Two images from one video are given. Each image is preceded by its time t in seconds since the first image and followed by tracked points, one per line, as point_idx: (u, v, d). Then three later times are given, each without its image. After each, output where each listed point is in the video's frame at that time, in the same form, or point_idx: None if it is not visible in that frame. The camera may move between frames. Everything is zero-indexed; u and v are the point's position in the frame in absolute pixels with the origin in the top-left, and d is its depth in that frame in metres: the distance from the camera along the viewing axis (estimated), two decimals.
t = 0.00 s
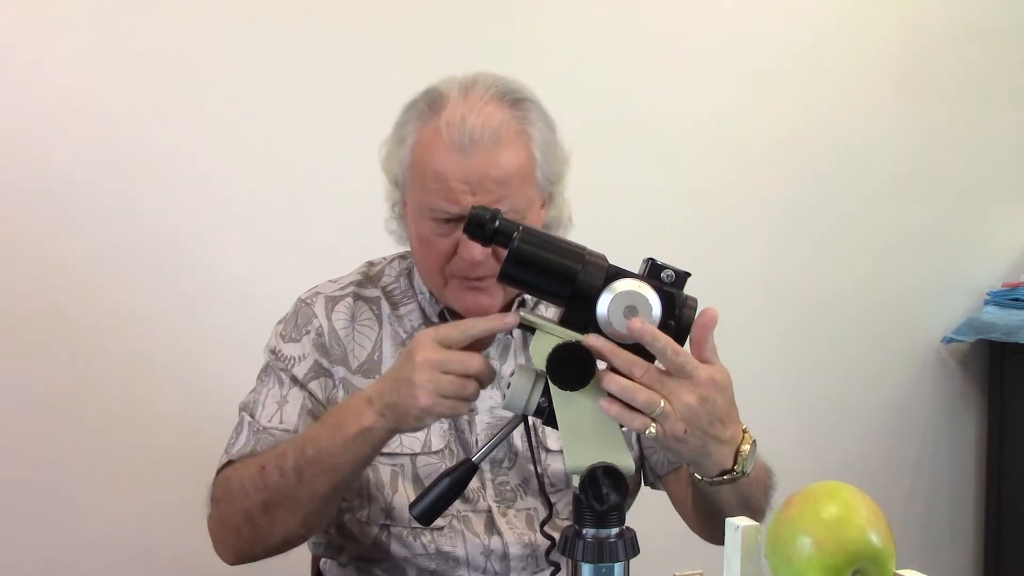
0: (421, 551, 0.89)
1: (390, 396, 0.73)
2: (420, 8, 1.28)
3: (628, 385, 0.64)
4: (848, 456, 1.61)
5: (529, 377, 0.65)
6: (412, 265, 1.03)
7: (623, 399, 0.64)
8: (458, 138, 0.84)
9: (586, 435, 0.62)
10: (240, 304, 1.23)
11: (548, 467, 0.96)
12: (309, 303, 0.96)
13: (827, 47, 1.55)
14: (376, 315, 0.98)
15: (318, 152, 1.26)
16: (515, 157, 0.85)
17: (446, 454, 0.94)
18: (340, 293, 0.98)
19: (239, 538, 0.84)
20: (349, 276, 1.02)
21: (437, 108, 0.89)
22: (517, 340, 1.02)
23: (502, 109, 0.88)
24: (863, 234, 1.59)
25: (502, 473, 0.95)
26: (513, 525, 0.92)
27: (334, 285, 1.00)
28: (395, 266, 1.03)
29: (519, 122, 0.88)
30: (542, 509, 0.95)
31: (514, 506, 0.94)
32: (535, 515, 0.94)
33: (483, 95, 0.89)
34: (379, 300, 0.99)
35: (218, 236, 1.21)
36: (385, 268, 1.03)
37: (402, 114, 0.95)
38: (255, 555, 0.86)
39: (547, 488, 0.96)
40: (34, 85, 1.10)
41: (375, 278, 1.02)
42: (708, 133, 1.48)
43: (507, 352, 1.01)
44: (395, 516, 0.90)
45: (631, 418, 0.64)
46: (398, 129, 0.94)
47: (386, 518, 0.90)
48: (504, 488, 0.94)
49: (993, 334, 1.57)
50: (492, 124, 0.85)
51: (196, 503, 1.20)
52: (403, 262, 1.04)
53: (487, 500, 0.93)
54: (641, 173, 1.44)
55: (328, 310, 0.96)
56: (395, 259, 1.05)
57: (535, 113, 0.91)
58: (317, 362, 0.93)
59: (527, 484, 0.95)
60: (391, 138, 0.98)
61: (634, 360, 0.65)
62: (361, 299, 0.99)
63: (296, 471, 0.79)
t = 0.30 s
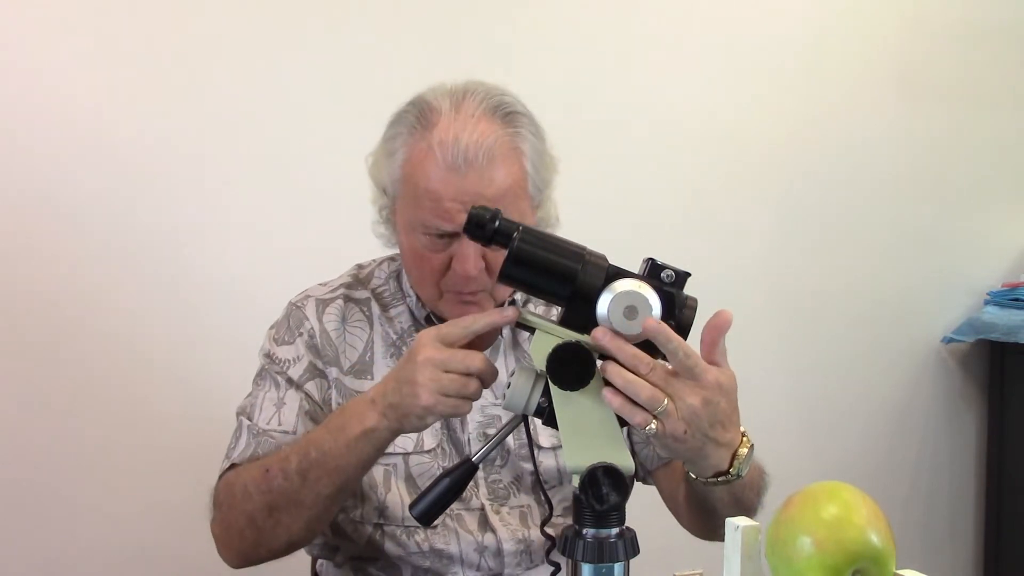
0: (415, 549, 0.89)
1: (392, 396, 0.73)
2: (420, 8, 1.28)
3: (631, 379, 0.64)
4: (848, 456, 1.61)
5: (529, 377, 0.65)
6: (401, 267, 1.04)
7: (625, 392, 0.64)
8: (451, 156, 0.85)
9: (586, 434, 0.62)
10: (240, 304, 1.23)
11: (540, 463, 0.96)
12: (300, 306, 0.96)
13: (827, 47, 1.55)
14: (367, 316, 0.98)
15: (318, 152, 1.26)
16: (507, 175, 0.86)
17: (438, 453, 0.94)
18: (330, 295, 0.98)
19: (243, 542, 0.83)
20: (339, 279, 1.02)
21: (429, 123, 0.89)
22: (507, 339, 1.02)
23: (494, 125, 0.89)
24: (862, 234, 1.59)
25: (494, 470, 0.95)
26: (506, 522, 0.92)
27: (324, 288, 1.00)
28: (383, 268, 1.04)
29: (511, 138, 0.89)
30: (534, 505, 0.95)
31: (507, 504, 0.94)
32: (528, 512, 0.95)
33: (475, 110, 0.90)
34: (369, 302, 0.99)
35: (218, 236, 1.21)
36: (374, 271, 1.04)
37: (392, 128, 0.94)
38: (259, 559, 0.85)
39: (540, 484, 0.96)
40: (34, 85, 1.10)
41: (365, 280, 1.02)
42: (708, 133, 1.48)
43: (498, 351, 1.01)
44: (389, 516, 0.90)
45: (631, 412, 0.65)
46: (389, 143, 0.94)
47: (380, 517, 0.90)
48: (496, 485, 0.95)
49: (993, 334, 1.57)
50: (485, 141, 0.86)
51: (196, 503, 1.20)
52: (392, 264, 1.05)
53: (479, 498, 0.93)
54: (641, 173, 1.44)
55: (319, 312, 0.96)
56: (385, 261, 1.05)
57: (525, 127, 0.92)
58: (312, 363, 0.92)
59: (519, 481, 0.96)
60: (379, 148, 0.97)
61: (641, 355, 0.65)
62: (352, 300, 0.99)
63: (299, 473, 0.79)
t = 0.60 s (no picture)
0: (414, 549, 0.89)
1: (389, 388, 0.74)
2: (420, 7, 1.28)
3: (648, 394, 0.65)
4: (848, 456, 1.61)
5: (529, 377, 0.65)
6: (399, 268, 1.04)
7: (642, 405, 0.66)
8: (450, 151, 0.85)
9: (587, 435, 0.62)
10: (239, 304, 1.23)
11: (539, 464, 0.96)
12: (298, 306, 0.96)
13: (828, 46, 1.55)
14: (365, 316, 0.98)
15: (318, 152, 1.26)
16: (506, 170, 0.86)
17: (437, 453, 0.94)
18: (329, 295, 0.99)
19: (240, 538, 0.83)
20: (338, 280, 1.02)
21: (427, 120, 0.89)
22: (505, 341, 1.02)
23: (492, 122, 0.89)
24: (862, 234, 1.59)
25: (493, 471, 0.95)
26: (505, 522, 0.92)
27: (322, 288, 1.00)
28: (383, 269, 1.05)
29: (508, 134, 0.89)
30: (534, 505, 0.95)
31: (506, 504, 0.94)
32: (528, 512, 0.95)
33: (472, 106, 0.90)
34: (368, 302, 0.99)
35: (218, 235, 1.21)
36: (373, 271, 1.04)
37: (391, 125, 0.94)
38: (257, 556, 0.85)
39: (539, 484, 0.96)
40: (34, 85, 1.10)
41: (364, 281, 1.03)
42: (708, 133, 1.48)
43: (496, 352, 1.01)
44: (388, 516, 0.90)
45: (646, 425, 0.67)
46: (387, 141, 0.94)
47: (379, 517, 0.90)
48: (495, 486, 0.95)
49: (993, 334, 1.57)
50: (483, 137, 0.86)
51: (196, 503, 1.20)
52: (390, 265, 1.05)
53: (478, 498, 0.93)
54: (641, 173, 1.44)
55: (318, 312, 0.96)
56: (383, 262, 1.05)
57: (522, 124, 0.92)
58: (310, 362, 0.93)
59: (518, 481, 0.96)
60: (378, 146, 0.97)
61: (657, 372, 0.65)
62: (350, 300, 0.99)
63: (297, 467, 0.79)
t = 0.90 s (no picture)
0: (413, 552, 0.89)
1: (372, 402, 0.73)
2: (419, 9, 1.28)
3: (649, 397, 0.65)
4: (848, 456, 1.61)
5: (529, 377, 0.65)
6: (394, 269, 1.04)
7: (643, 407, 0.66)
8: (442, 145, 0.86)
9: (586, 435, 0.62)
10: (240, 303, 1.23)
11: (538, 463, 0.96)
12: (292, 309, 0.96)
13: (828, 47, 1.55)
14: (360, 319, 0.98)
15: (319, 152, 1.26)
16: (498, 162, 0.88)
17: (434, 455, 0.94)
18: (323, 298, 0.98)
19: (229, 547, 0.84)
20: (332, 282, 1.02)
21: (417, 116, 0.90)
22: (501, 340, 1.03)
23: (482, 115, 0.90)
24: (862, 234, 1.59)
25: (491, 471, 0.95)
26: (503, 523, 0.93)
27: (316, 291, 1.00)
28: (376, 270, 1.05)
29: (499, 127, 0.90)
30: (533, 505, 0.96)
31: (504, 505, 0.94)
32: (526, 512, 0.95)
33: (462, 101, 0.91)
34: (363, 304, 1.00)
35: (218, 236, 1.21)
36: (367, 273, 1.04)
37: (380, 124, 0.95)
38: (248, 563, 0.86)
39: (537, 484, 0.97)
40: (34, 84, 1.09)
41: (358, 282, 1.03)
42: (708, 133, 1.48)
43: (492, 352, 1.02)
44: (386, 519, 0.90)
45: (648, 427, 0.67)
46: (377, 140, 0.94)
47: (377, 521, 0.90)
48: (493, 487, 0.95)
49: (993, 334, 1.57)
50: (474, 130, 0.87)
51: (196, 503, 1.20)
52: (384, 266, 1.05)
53: (477, 499, 0.93)
54: (641, 173, 1.44)
55: (312, 315, 0.96)
56: (377, 263, 1.06)
57: (512, 117, 0.93)
58: (304, 367, 0.92)
59: (516, 482, 0.96)
60: (367, 146, 0.98)
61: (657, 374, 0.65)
62: (344, 303, 0.99)
63: (283, 478, 0.78)
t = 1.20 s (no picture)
0: (406, 565, 0.90)
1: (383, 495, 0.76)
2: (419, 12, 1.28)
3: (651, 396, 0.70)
4: (848, 456, 1.61)
5: (529, 377, 0.65)
6: (380, 277, 1.05)
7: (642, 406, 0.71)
8: (435, 141, 0.87)
9: (585, 435, 0.62)
10: (239, 302, 1.23)
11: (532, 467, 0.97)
12: (274, 332, 0.96)
13: (827, 47, 1.55)
14: (344, 334, 0.98)
15: (319, 151, 1.26)
16: (491, 157, 0.89)
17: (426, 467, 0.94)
18: (306, 317, 0.98)
19: None
20: (317, 297, 1.02)
21: (408, 112, 0.91)
22: (493, 343, 1.03)
23: (473, 111, 0.91)
24: (862, 234, 1.59)
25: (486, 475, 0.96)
26: (499, 527, 0.94)
27: (300, 308, 1.00)
28: (361, 281, 1.05)
29: (491, 122, 0.92)
30: (527, 509, 0.97)
31: (500, 509, 0.95)
32: (521, 516, 0.96)
33: (453, 97, 0.92)
34: (347, 319, 0.99)
35: (217, 235, 1.21)
36: (353, 283, 1.04)
37: (370, 120, 0.96)
38: None
39: (534, 487, 0.97)
40: (34, 84, 1.10)
41: (344, 295, 1.03)
42: (708, 133, 1.48)
43: (485, 355, 1.02)
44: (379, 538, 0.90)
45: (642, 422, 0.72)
46: (367, 137, 0.95)
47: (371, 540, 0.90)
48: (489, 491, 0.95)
49: (993, 334, 1.57)
50: (467, 125, 0.89)
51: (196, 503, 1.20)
52: (371, 274, 1.06)
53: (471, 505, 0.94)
54: (641, 173, 1.44)
55: (294, 337, 0.96)
56: (364, 272, 1.06)
57: (503, 113, 0.95)
58: (284, 394, 0.93)
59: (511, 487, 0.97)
60: (356, 144, 0.98)
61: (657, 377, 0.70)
62: (328, 320, 0.99)
63: (279, 545, 0.83)
